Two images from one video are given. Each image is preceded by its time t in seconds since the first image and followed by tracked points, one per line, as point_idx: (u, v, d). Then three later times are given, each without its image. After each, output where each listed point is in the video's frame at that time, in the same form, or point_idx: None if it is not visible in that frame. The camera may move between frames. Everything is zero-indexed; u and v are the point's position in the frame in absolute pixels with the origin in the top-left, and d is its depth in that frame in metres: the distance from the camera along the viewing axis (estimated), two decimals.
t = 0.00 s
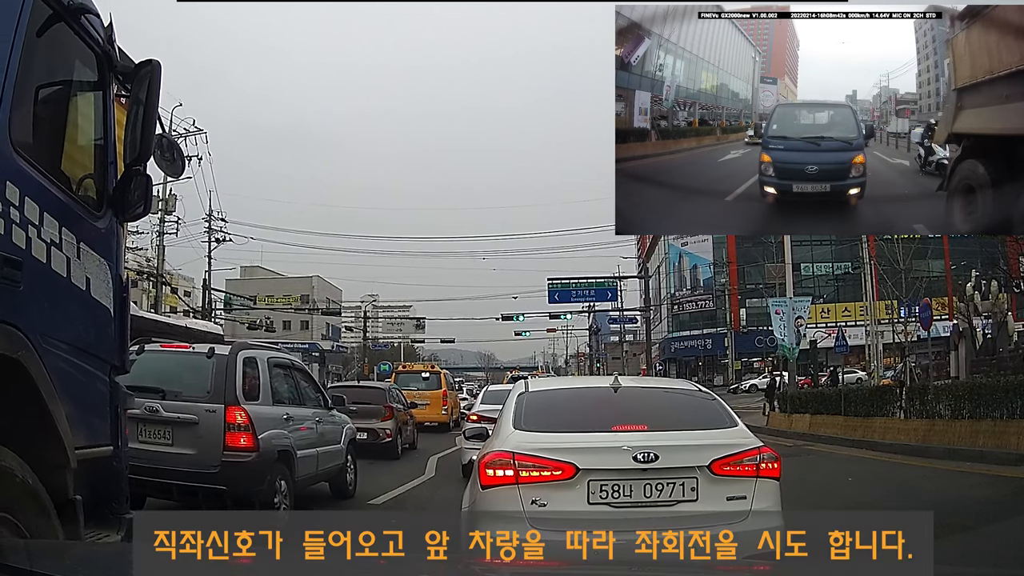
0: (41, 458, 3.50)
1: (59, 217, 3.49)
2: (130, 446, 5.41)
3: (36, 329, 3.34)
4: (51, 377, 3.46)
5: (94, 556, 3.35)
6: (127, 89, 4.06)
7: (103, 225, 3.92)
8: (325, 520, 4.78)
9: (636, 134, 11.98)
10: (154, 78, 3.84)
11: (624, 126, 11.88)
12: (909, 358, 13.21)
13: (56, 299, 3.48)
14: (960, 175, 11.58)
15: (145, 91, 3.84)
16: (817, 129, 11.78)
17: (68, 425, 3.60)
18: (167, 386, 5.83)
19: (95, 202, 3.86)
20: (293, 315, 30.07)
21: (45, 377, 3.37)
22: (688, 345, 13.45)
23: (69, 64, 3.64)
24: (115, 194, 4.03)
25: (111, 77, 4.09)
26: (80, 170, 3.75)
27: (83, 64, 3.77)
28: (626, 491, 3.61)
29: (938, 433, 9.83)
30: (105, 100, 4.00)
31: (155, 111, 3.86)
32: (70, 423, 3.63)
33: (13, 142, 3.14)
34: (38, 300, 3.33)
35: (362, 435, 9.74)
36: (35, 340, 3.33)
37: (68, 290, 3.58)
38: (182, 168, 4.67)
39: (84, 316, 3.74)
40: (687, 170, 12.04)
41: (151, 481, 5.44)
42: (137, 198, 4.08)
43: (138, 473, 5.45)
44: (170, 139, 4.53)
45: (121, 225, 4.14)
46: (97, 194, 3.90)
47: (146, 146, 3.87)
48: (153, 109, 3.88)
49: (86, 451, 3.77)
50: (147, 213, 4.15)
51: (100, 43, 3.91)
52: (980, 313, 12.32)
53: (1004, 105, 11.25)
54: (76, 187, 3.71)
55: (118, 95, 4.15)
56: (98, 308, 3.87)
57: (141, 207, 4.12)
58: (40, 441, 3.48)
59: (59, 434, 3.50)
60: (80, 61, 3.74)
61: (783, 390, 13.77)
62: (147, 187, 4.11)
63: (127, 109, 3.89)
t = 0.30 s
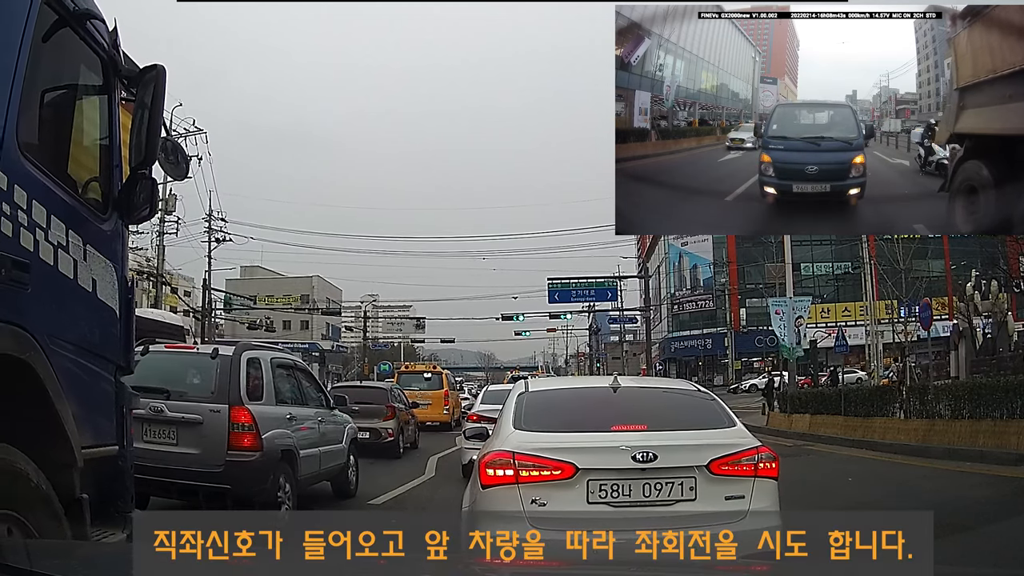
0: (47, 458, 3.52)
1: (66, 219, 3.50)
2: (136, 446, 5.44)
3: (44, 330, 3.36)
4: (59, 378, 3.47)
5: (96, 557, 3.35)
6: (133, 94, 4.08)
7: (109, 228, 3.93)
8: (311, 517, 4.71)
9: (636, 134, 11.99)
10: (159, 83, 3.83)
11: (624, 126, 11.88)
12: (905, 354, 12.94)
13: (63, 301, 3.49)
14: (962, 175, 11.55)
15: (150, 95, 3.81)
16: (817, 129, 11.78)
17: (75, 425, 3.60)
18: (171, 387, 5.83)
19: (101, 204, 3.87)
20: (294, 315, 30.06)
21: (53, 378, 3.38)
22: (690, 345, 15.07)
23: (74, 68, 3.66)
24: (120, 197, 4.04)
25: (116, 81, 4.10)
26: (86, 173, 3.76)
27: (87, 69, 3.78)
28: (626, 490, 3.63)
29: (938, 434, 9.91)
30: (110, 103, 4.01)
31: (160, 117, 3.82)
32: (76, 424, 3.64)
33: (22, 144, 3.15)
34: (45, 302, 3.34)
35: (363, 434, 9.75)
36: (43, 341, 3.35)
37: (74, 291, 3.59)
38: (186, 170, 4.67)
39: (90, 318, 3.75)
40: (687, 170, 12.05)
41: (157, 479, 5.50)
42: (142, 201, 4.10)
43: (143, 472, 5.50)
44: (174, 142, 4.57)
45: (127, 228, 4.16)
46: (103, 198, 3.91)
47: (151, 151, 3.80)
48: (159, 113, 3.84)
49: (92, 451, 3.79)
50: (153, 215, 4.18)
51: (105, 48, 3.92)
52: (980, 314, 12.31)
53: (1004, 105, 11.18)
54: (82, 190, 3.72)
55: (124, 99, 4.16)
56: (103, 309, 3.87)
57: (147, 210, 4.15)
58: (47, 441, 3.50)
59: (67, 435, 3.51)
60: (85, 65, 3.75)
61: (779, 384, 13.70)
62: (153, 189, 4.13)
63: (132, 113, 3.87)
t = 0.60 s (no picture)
0: (58, 457, 3.61)
1: (77, 224, 3.58)
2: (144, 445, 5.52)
3: (54, 332, 3.41)
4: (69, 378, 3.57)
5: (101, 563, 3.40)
6: (140, 99, 4.15)
7: (116, 231, 4.03)
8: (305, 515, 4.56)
9: (636, 134, 12.02)
10: (166, 89, 3.97)
11: (624, 126, 11.90)
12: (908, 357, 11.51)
13: (74, 304, 3.56)
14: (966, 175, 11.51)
15: (158, 101, 3.96)
16: (817, 129, 11.84)
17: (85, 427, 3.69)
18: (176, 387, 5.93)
19: (108, 208, 3.95)
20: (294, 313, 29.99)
21: (64, 379, 3.47)
22: (687, 346, 13.05)
23: (83, 75, 3.72)
24: (128, 202, 4.14)
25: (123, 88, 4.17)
26: (94, 178, 3.84)
27: (96, 76, 3.85)
28: (624, 489, 3.77)
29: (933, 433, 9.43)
30: (117, 108, 4.08)
31: (167, 122, 3.98)
32: (86, 421, 3.74)
33: (33, 148, 3.22)
34: (56, 308, 3.40)
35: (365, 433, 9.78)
36: (54, 344, 3.42)
37: (83, 295, 3.66)
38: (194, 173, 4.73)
39: (98, 320, 3.83)
40: (686, 170, 12.10)
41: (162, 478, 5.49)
42: (150, 206, 4.21)
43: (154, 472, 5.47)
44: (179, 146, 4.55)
45: (134, 232, 4.26)
46: (110, 202, 3.99)
47: (161, 153, 3.95)
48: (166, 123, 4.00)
49: (100, 450, 3.88)
50: (161, 218, 4.31)
51: (112, 54, 3.98)
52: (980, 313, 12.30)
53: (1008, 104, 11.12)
54: (90, 194, 3.79)
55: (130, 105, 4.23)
56: (110, 311, 3.96)
57: (155, 214, 4.27)
58: (58, 442, 3.60)
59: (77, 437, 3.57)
60: (94, 72, 3.82)
61: (791, 391, 10.83)
62: (159, 195, 4.24)
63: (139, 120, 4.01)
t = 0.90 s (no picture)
0: (72, 456, 3.86)
1: (90, 230, 3.85)
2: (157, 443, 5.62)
3: (68, 335, 3.69)
4: (84, 378, 3.84)
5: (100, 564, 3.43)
6: (150, 107, 4.39)
7: (128, 236, 4.28)
8: (300, 518, 4.51)
9: (636, 134, 12.15)
10: (177, 98, 4.20)
11: (625, 126, 12.05)
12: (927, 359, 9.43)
13: (89, 303, 3.85)
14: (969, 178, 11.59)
15: (168, 109, 4.20)
16: (817, 129, 11.84)
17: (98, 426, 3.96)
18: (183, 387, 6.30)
19: (121, 214, 4.21)
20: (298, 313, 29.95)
21: (77, 379, 3.74)
22: (686, 346, 10.76)
23: (94, 84, 4.00)
24: (138, 209, 4.35)
25: (134, 96, 4.40)
26: (105, 184, 4.07)
27: (106, 84, 4.12)
28: (621, 487, 3.89)
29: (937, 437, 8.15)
30: (128, 117, 4.34)
31: (178, 128, 4.19)
32: (100, 421, 4.01)
33: (48, 154, 3.50)
34: (70, 307, 3.70)
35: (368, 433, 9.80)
36: (69, 346, 3.71)
37: (96, 298, 3.93)
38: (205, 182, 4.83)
39: (109, 323, 4.08)
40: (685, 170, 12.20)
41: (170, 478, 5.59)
42: (160, 212, 4.40)
43: (170, 472, 5.58)
44: (188, 153, 4.68)
45: (146, 237, 4.47)
46: (121, 208, 4.25)
47: (170, 157, 4.16)
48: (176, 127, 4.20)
49: (112, 450, 4.14)
50: (170, 225, 4.48)
51: (122, 64, 4.25)
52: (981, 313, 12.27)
53: (1012, 104, 11.19)
54: (102, 200, 4.05)
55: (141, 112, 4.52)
56: (124, 315, 4.24)
57: (165, 220, 4.45)
58: (73, 437, 3.85)
59: (90, 432, 3.86)
60: (105, 80, 4.10)
61: (787, 390, 9.88)
62: (171, 201, 4.45)
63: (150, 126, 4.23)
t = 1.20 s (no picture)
0: (89, 454, 4.32)
1: (105, 238, 4.43)
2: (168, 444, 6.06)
3: (84, 339, 4.19)
4: (98, 379, 4.33)
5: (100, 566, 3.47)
6: (157, 114, 4.99)
7: (140, 242, 4.89)
8: (299, 518, 4.46)
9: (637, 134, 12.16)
10: (187, 108, 4.69)
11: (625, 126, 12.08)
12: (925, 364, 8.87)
13: (105, 304, 4.41)
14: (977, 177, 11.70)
15: (179, 118, 4.68)
16: (817, 128, 11.71)
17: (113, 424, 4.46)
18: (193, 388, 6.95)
19: (132, 222, 4.81)
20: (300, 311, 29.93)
21: (92, 380, 4.22)
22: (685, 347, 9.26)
23: (107, 93, 4.59)
24: (151, 216, 5.01)
25: (146, 105, 5.02)
26: (118, 193, 4.69)
27: (119, 95, 4.72)
28: (619, 485, 4.13)
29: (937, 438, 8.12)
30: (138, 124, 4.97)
31: (188, 137, 4.67)
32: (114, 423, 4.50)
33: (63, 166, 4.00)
34: (88, 307, 4.23)
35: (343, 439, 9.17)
36: (84, 348, 4.20)
37: (111, 301, 4.48)
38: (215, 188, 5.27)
39: (121, 324, 4.62)
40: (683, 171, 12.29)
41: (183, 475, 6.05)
42: (173, 219, 5.05)
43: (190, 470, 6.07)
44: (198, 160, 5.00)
45: (159, 242, 5.11)
46: (135, 216, 4.88)
47: (182, 167, 4.68)
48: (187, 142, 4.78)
49: (128, 449, 4.66)
50: (184, 231, 5.12)
51: (134, 75, 4.87)
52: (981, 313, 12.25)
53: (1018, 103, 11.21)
54: (116, 208, 4.64)
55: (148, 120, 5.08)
56: (135, 317, 4.78)
57: (178, 227, 5.09)
58: (85, 428, 4.29)
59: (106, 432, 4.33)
60: (117, 91, 4.70)
61: (786, 391, 9.42)
62: (182, 209, 5.06)
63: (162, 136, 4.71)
